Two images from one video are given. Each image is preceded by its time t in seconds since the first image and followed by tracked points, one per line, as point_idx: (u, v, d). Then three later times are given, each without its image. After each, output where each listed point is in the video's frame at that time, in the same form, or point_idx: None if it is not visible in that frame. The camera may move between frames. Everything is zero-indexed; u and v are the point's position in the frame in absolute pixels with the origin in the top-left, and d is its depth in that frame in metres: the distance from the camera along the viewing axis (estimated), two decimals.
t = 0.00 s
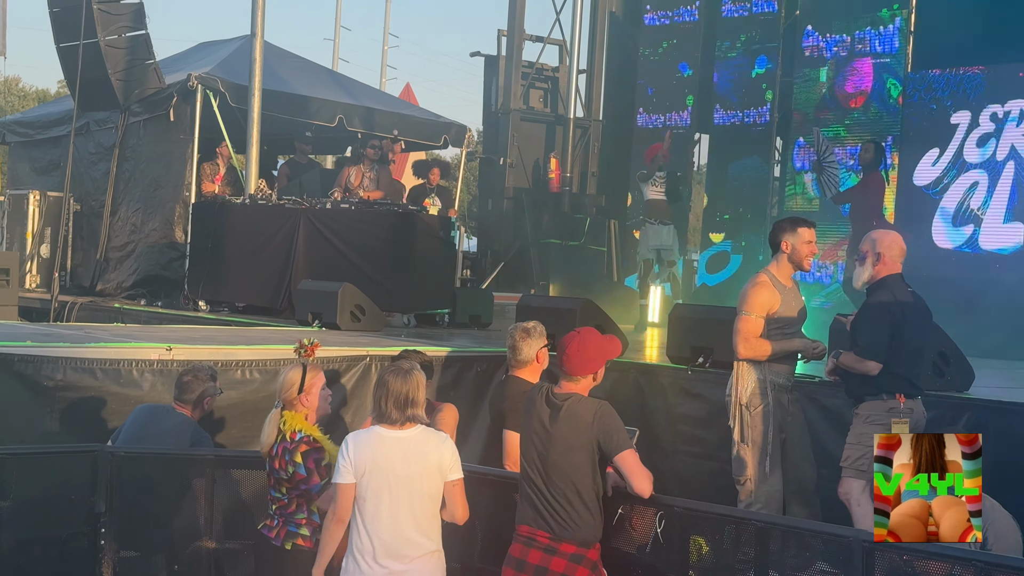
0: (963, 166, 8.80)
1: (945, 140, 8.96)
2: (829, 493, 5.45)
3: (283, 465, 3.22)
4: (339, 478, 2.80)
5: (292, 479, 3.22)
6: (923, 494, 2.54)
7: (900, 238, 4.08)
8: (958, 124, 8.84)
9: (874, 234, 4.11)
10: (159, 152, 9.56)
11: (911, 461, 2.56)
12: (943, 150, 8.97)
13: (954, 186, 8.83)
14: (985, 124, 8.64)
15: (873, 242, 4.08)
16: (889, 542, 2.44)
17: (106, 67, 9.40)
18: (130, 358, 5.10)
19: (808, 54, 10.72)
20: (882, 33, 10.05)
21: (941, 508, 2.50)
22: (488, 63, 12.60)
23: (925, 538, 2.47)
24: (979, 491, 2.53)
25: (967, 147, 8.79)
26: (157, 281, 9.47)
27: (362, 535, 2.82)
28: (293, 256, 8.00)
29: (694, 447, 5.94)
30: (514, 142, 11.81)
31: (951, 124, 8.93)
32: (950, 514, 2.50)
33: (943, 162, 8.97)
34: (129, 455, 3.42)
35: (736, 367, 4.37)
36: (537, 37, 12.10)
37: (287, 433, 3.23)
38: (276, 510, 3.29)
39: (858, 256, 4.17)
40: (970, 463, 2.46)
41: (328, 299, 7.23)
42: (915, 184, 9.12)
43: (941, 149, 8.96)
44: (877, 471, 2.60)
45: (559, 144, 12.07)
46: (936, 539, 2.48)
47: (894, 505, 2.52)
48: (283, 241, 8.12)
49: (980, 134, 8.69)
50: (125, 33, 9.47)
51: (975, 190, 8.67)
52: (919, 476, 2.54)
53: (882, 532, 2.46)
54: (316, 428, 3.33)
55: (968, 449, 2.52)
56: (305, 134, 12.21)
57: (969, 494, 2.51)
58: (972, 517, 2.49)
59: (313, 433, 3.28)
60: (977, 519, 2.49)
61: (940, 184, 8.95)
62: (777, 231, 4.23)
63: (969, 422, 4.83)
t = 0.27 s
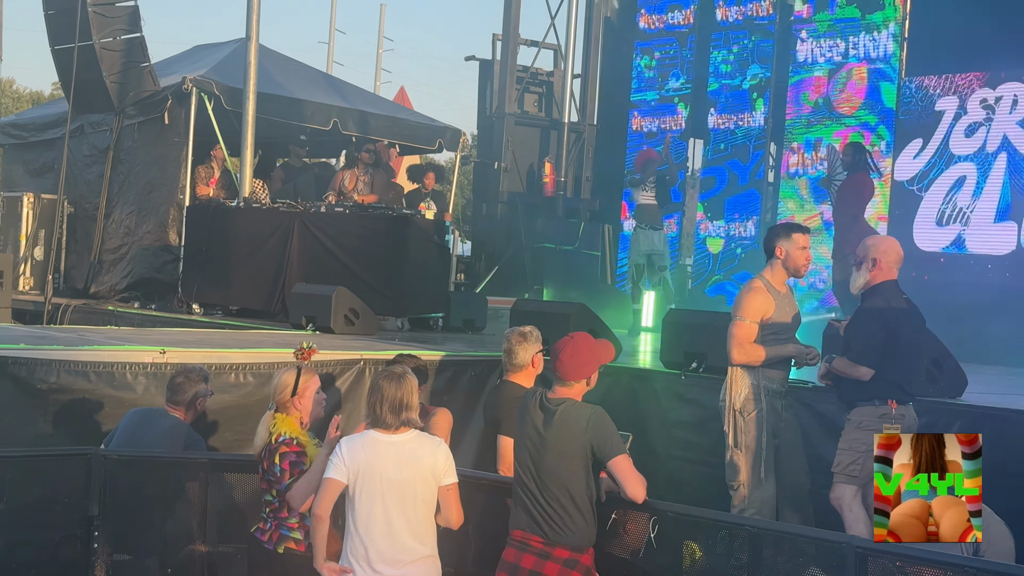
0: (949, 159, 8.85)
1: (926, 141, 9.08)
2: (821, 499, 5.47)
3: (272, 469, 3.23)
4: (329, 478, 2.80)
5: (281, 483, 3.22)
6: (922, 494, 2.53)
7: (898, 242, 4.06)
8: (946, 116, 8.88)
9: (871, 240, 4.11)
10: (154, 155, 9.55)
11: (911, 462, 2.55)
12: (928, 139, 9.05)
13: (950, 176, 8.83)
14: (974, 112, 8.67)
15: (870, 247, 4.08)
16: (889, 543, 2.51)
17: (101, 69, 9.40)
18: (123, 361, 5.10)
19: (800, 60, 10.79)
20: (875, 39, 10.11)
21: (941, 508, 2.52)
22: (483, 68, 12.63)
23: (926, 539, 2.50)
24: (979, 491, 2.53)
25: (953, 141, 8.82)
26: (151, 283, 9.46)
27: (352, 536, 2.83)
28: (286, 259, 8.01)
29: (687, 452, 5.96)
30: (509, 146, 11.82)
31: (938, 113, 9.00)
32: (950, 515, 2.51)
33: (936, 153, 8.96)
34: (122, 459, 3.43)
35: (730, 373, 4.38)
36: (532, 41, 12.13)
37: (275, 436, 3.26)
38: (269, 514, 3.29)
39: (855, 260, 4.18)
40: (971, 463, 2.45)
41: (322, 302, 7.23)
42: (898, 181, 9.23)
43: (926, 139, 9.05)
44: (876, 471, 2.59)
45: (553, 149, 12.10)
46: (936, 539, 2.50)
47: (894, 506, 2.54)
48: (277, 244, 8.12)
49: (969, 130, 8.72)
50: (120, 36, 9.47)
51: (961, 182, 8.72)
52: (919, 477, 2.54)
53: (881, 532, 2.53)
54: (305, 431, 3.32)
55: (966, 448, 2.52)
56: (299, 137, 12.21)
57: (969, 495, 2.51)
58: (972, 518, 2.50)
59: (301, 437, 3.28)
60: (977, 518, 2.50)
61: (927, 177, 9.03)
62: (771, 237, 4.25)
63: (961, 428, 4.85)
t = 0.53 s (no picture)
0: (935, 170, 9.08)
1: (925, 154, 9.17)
2: (816, 505, 5.48)
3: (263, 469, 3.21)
4: (328, 478, 2.81)
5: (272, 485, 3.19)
6: (923, 492, 3.01)
7: (894, 249, 4.10)
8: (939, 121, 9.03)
9: (869, 246, 4.12)
10: (149, 158, 9.54)
11: (911, 461, 3.05)
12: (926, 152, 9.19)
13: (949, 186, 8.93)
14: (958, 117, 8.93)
15: (866, 253, 4.11)
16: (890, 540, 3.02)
17: (98, 72, 9.42)
18: (119, 364, 5.10)
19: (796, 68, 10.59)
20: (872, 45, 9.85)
21: (941, 508, 2.96)
22: (479, 72, 12.65)
23: (925, 537, 2.94)
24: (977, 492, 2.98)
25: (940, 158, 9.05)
26: (147, 286, 9.44)
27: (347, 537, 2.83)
28: (282, 261, 7.97)
29: (682, 457, 5.96)
30: (505, 151, 11.82)
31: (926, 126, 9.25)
32: (950, 514, 2.96)
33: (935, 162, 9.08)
34: (118, 462, 3.44)
35: (725, 379, 4.40)
36: (528, 46, 12.15)
37: (270, 438, 3.25)
38: (263, 518, 3.26)
39: (852, 265, 4.19)
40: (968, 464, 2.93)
41: (317, 305, 7.23)
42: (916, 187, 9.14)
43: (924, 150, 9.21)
44: (880, 471, 3.09)
45: (549, 153, 12.11)
46: (937, 537, 2.94)
47: (894, 505, 3.03)
48: (273, 247, 8.10)
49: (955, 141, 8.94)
50: (118, 39, 9.45)
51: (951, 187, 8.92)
52: (920, 477, 3.00)
53: (883, 531, 3.03)
54: (300, 436, 3.32)
55: (965, 449, 3.01)
56: (296, 141, 12.22)
57: (968, 494, 2.96)
58: (971, 517, 2.94)
59: (295, 440, 3.28)
60: (975, 518, 2.94)
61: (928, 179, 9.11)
62: (767, 242, 4.28)
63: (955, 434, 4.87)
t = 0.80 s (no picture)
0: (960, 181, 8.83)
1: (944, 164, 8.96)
2: (813, 509, 5.48)
3: (260, 471, 3.21)
4: (332, 489, 2.78)
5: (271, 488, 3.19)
6: (922, 492, 3.43)
7: (891, 256, 4.10)
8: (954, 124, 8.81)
9: (867, 250, 4.13)
10: (147, 160, 9.53)
11: (912, 461, 3.49)
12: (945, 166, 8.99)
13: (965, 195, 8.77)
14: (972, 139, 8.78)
15: (864, 258, 4.12)
16: (889, 539, 3.39)
17: (95, 75, 9.42)
18: (116, 367, 5.09)
19: (796, 73, 10.52)
20: (869, 50, 9.89)
21: (942, 508, 3.34)
22: (477, 76, 12.65)
23: (926, 535, 3.32)
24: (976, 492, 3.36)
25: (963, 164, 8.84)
26: (143, 289, 9.43)
27: (350, 546, 2.81)
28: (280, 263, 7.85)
29: (679, 461, 5.96)
30: (503, 155, 11.72)
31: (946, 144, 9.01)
32: (951, 514, 3.33)
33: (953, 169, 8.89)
34: (114, 465, 3.44)
35: (723, 383, 4.43)
36: (526, 50, 12.16)
37: (270, 441, 3.25)
38: (259, 521, 3.28)
39: (849, 268, 4.22)
40: (967, 463, 3.33)
41: (315, 309, 7.23)
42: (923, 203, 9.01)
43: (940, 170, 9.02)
44: (881, 473, 3.55)
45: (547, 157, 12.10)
46: (936, 536, 3.30)
47: (895, 504, 3.44)
48: (269, 250, 8.03)
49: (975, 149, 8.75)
50: (116, 41, 9.49)
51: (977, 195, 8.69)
52: (920, 477, 3.44)
53: (884, 527, 3.45)
54: (299, 438, 3.35)
55: (963, 451, 3.41)
56: (293, 144, 12.22)
57: (968, 495, 3.33)
58: (970, 517, 3.31)
59: (296, 442, 3.28)
60: (974, 519, 3.31)
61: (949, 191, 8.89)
62: (765, 245, 4.28)
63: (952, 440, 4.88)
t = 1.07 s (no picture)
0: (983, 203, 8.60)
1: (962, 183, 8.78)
2: (811, 514, 5.48)
3: (263, 472, 3.22)
4: (331, 492, 2.77)
5: (274, 490, 3.21)
6: (922, 493, 3.14)
7: (893, 259, 4.10)
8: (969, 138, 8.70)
9: (868, 256, 4.14)
10: (147, 163, 9.54)
11: (911, 461, 3.20)
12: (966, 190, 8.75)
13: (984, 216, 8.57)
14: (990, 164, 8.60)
15: (865, 263, 4.12)
16: (889, 540, 3.12)
17: (96, 77, 9.42)
18: (114, 369, 5.09)
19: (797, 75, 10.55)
20: (869, 55, 9.94)
21: (941, 508, 3.08)
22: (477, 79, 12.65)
23: (926, 536, 3.06)
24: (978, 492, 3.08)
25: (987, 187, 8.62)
26: (143, 292, 9.43)
27: (349, 550, 2.81)
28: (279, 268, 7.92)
29: (678, 466, 5.96)
30: (501, 159, 11.84)
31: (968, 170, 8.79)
32: (950, 514, 3.07)
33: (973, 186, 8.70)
34: (113, 467, 3.43)
35: (720, 389, 4.42)
36: (526, 54, 12.17)
37: (272, 442, 3.26)
38: (256, 523, 3.28)
39: (850, 273, 4.21)
40: (968, 462, 3.04)
41: (314, 312, 7.24)
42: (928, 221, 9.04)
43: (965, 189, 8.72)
44: (880, 471, 3.27)
45: (547, 161, 12.11)
46: (936, 537, 3.05)
47: (895, 505, 3.16)
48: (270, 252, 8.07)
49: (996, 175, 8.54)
50: (117, 44, 9.51)
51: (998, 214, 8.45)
52: (920, 477, 3.14)
53: (883, 531, 3.15)
54: (301, 441, 3.35)
55: (964, 450, 3.11)
56: (293, 147, 12.23)
57: (968, 495, 3.06)
58: (971, 517, 3.04)
59: (297, 443, 3.32)
60: (975, 518, 3.05)
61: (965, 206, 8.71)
62: (762, 253, 4.27)
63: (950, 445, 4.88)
